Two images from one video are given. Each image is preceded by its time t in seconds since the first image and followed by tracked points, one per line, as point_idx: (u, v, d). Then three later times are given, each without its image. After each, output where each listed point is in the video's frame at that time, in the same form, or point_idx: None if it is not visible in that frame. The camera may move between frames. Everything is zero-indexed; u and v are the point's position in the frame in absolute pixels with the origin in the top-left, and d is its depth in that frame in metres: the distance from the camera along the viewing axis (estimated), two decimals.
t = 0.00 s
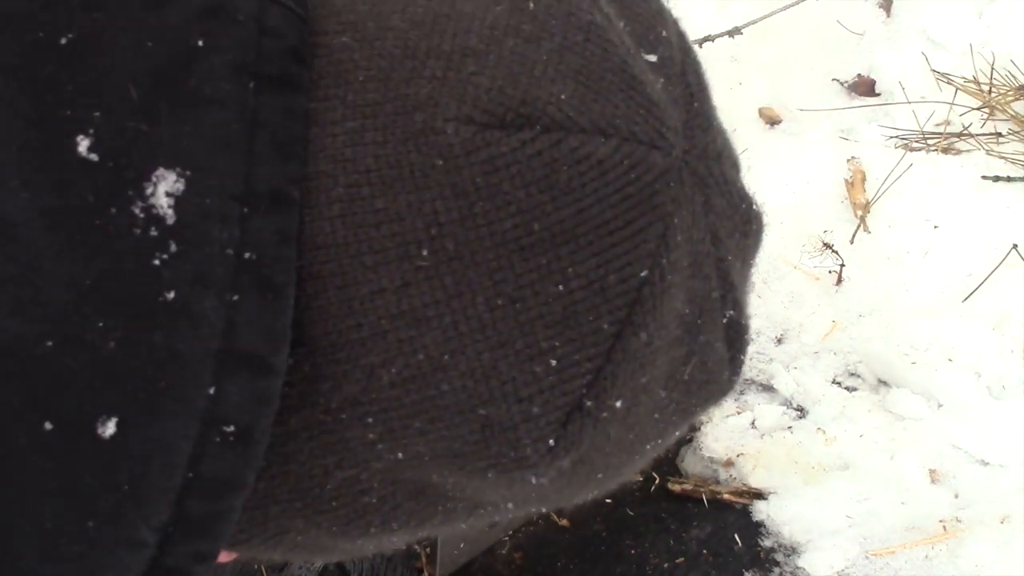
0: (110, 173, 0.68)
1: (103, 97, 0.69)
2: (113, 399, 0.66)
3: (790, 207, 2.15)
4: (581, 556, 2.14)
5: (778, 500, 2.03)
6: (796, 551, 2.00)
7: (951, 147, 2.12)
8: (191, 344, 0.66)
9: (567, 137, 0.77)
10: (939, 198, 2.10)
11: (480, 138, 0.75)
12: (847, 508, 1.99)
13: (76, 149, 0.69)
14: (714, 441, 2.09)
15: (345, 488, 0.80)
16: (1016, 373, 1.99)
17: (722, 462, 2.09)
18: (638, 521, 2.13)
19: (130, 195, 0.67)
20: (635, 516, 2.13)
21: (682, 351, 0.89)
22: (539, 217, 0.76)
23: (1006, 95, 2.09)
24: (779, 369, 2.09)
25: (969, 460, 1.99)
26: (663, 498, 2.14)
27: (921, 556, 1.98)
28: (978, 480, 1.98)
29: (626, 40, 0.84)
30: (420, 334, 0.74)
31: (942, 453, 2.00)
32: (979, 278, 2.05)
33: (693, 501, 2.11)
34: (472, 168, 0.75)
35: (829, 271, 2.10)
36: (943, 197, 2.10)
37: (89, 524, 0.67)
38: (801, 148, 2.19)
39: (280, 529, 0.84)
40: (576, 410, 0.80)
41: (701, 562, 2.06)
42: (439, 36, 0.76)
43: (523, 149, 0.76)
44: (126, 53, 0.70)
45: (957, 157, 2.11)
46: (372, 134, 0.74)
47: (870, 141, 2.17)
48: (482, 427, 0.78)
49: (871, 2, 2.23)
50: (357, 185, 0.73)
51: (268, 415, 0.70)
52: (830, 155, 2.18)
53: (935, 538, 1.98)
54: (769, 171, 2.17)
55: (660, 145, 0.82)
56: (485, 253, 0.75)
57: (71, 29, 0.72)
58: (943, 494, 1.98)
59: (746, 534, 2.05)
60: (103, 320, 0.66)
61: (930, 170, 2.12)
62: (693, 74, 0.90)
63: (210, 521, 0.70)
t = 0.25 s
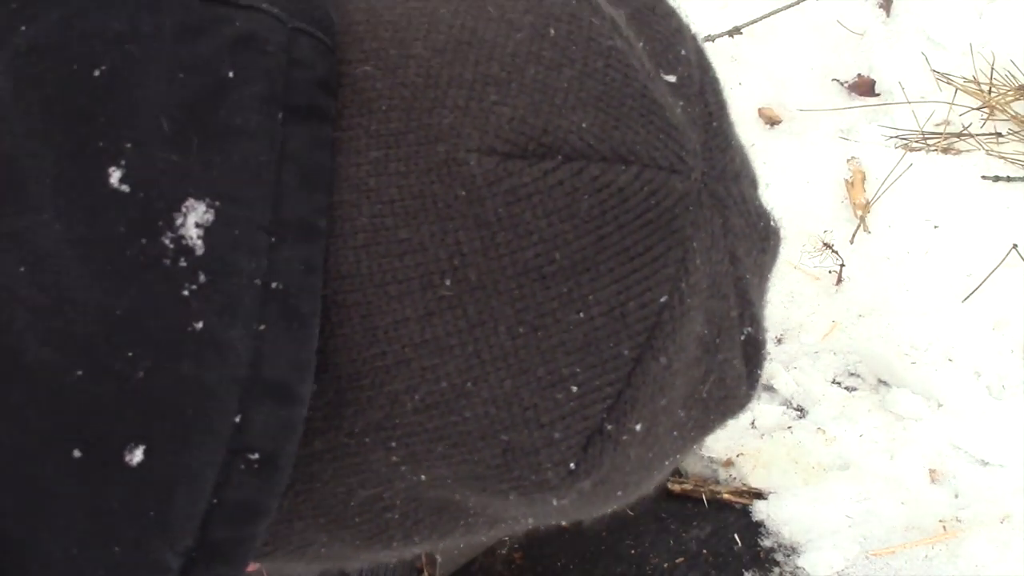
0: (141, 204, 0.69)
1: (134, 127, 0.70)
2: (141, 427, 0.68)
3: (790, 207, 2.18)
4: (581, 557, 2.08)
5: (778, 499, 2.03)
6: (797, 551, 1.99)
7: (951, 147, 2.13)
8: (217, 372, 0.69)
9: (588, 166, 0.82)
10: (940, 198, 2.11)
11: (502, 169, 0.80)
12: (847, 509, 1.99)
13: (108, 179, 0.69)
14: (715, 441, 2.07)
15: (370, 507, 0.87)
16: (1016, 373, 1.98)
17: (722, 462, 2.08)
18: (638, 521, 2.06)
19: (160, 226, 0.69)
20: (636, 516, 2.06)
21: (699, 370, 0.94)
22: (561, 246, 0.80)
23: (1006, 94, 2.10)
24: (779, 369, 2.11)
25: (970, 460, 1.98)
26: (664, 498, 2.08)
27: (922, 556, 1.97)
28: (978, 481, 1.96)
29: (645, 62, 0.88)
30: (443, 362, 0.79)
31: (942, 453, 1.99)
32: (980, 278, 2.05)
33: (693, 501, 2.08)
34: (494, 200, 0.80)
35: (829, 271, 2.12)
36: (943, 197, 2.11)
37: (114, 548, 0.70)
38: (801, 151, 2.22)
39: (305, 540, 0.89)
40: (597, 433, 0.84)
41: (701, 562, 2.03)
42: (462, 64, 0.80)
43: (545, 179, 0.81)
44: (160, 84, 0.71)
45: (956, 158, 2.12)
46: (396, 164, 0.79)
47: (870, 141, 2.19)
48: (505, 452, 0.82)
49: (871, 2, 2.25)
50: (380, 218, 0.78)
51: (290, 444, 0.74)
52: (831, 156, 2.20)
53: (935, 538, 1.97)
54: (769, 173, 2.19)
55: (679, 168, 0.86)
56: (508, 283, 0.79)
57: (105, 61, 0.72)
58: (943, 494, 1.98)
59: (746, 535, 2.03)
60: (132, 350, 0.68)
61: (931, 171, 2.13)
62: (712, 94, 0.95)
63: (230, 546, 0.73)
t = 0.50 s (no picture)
0: (154, 212, 0.69)
1: (146, 134, 0.70)
2: (153, 432, 0.68)
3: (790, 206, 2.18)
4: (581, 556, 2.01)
5: (778, 500, 2.04)
6: (797, 551, 1.98)
7: (951, 147, 2.13)
8: (226, 379, 0.69)
9: (599, 171, 0.83)
10: (941, 198, 2.10)
11: (514, 176, 0.79)
12: (847, 509, 2.00)
13: (120, 187, 0.69)
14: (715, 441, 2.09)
15: (383, 505, 0.89)
16: (1016, 372, 1.97)
17: (722, 462, 2.10)
18: (638, 520, 2.01)
19: (172, 233, 0.69)
20: (635, 515, 2.02)
21: (710, 367, 0.95)
22: (573, 252, 0.80)
23: (1006, 95, 2.10)
24: (780, 369, 2.13)
25: (970, 460, 1.98)
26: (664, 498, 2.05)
27: (922, 556, 1.97)
28: (978, 480, 1.97)
29: (655, 64, 0.88)
30: (455, 368, 0.79)
31: (942, 453, 2.00)
32: (980, 278, 2.04)
33: (693, 501, 2.06)
34: (507, 207, 0.79)
35: (829, 271, 2.13)
36: (944, 197, 2.11)
37: (126, 555, 0.69)
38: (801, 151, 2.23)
39: (317, 536, 0.91)
40: (609, 435, 0.85)
41: (701, 563, 1.93)
42: (472, 69, 0.81)
43: (556, 186, 0.81)
44: (172, 90, 0.71)
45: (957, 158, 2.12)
46: (407, 171, 0.78)
47: (871, 141, 2.20)
48: (517, 454, 0.83)
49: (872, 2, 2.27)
50: (392, 225, 0.77)
51: (301, 448, 0.74)
52: (831, 155, 2.21)
53: (935, 538, 1.97)
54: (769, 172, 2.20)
55: (689, 170, 0.87)
56: (521, 290, 0.79)
57: (118, 67, 0.70)
58: (942, 494, 1.98)
59: (747, 536, 2.00)
60: (143, 357, 0.68)
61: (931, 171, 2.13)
62: (723, 92, 0.95)
63: (241, 551, 0.74)
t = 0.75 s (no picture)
0: (150, 209, 0.69)
1: (142, 130, 0.70)
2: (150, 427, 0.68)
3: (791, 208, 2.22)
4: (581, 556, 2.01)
5: (778, 499, 1.98)
6: (797, 551, 1.91)
7: (951, 147, 2.17)
8: (223, 373, 0.68)
9: (594, 165, 0.83)
10: (940, 198, 2.13)
11: (510, 171, 0.80)
12: (847, 508, 1.93)
13: (115, 183, 0.69)
14: (714, 441, 2.07)
15: (381, 499, 0.88)
16: (1016, 372, 1.95)
17: (722, 462, 2.07)
18: (639, 521, 2.01)
19: (167, 229, 0.69)
20: (636, 516, 2.02)
21: (705, 358, 0.95)
22: (568, 245, 0.80)
23: (1006, 94, 2.14)
24: (779, 368, 2.12)
25: (970, 460, 1.94)
26: (663, 497, 2.04)
27: (922, 556, 1.90)
28: (978, 480, 1.92)
29: (648, 58, 0.88)
30: (452, 362, 0.79)
31: (942, 453, 1.96)
32: (979, 278, 2.05)
33: (693, 502, 2.03)
34: (501, 201, 0.80)
35: (829, 271, 2.16)
36: (943, 198, 2.13)
37: (122, 549, 0.69)
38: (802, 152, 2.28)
39: (316, 529, 0.89)
40: (605, 427, 0.85)
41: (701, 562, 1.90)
42: (466, 64, 0.81)
43: (551, 180, 0.81)
44: (165, 86, 0.71)
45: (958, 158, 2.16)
46: (402, 166, 0.78)
47: (871, 142, 2.25)
48: (513, 448, 0.83)
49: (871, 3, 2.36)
50: (387, 219, 0.78)
51: (296, 443, 0.73)
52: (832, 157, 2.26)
53: (935, 538, 1.90)
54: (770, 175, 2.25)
55: (683, 163, 0.87)
56: (516, 282, 0.79)
57: (113, 65, 0.71)
58: (942, 494, 1.93)
59: (747, 536, 1.95)
60: (139, 352, 0.68)
61: (931, 170, 2.16)
62: (715, 85, 0.96)
63: (236, 546, 0.73)
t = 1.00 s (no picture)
0: (150, 204, 0.69)
1: (142, 126, 0.70)
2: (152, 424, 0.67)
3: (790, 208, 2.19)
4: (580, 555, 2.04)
5: (778, 500, 2.00)
6: (797, 551, 1.95)
7: (951, 147, 2.18)
8: (225, 369, 0.68)
9: (595, 157, 0.82)
10: (940, 199, 2.14)
11: (511, 164, 0.79)
12: (847, 509, 1.95)
13: (116, 179, 0.69)
14: (714, 441, 2.06)
15: (385, 490, 0.90)
16: (1017, 372, 1.97)
17: (722, 462, 2.06)
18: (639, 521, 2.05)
19: (169, 225, 0.69)
20: (636, 516, 2.06)
21: (707, 348, 0.95)
22: (570, 237, 0.80)
23: (1006, 95, 2.16)
24: (780, 369, 2.10)
25: (970, 460, 1.95)
26: (663, 497, 2.06)
27: (922, 556, 1.93)
28: (979, 480, 1.94)
29: (648, 50, 0.88)
30: (455, 355, 0.79)
31: (942, 452, 1.97)
32: (980, 278, 2.07)
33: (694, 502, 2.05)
34: (503, 194, 0.79)
35: (829, 271, 2.14)
36: (943, 199, 2.14)
37: (125, 545, 0.68)
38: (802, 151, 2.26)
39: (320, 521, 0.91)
40: (609, 418, 0.85)
41: (700, 562, 1.99)
42: (466, 57, 0.81)
43: (552, 173, 0.81)
44: (165, 82, 0.71)
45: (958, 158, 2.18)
46: (404, 160, 0.78)
47: (871, 142, 2.24)
48: (517, 440, 0.83)
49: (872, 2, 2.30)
50: (389, 214, 0.78)
51: (299, 437, 0.73)
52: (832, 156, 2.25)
53: (934, 538, 1.93)
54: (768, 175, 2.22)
55: (683, 153, 0.87)
56: (519, 275, 0.79)
57: (114, 61, 0.71)
58: (942, 494, 1.95)
59: (746, 535, 2.00)
60: (142, 348, 0.68)
61: (931, 170, 2.17)
62: (715, 74, 0.96)
63: (238, 541, 0.73)
